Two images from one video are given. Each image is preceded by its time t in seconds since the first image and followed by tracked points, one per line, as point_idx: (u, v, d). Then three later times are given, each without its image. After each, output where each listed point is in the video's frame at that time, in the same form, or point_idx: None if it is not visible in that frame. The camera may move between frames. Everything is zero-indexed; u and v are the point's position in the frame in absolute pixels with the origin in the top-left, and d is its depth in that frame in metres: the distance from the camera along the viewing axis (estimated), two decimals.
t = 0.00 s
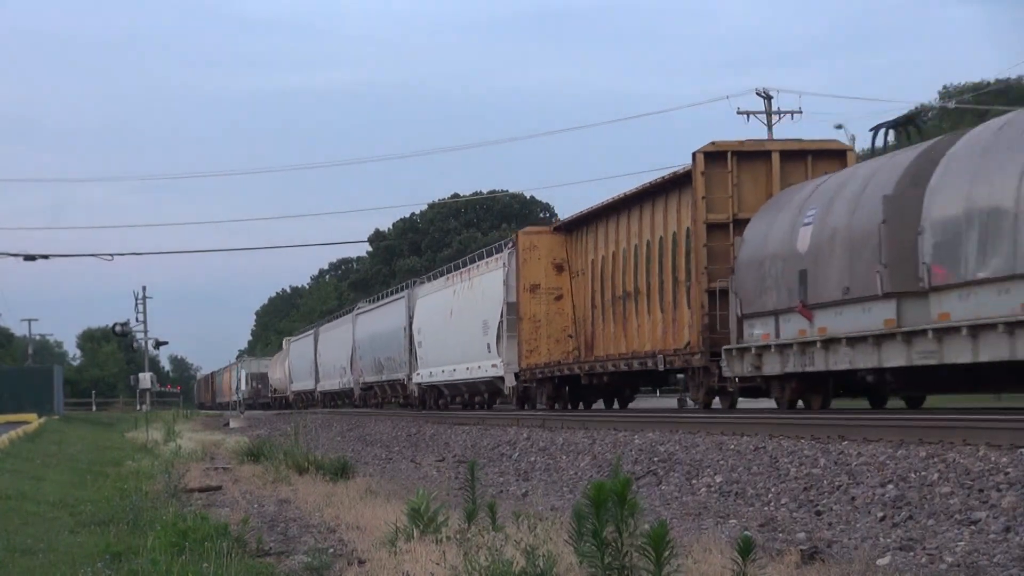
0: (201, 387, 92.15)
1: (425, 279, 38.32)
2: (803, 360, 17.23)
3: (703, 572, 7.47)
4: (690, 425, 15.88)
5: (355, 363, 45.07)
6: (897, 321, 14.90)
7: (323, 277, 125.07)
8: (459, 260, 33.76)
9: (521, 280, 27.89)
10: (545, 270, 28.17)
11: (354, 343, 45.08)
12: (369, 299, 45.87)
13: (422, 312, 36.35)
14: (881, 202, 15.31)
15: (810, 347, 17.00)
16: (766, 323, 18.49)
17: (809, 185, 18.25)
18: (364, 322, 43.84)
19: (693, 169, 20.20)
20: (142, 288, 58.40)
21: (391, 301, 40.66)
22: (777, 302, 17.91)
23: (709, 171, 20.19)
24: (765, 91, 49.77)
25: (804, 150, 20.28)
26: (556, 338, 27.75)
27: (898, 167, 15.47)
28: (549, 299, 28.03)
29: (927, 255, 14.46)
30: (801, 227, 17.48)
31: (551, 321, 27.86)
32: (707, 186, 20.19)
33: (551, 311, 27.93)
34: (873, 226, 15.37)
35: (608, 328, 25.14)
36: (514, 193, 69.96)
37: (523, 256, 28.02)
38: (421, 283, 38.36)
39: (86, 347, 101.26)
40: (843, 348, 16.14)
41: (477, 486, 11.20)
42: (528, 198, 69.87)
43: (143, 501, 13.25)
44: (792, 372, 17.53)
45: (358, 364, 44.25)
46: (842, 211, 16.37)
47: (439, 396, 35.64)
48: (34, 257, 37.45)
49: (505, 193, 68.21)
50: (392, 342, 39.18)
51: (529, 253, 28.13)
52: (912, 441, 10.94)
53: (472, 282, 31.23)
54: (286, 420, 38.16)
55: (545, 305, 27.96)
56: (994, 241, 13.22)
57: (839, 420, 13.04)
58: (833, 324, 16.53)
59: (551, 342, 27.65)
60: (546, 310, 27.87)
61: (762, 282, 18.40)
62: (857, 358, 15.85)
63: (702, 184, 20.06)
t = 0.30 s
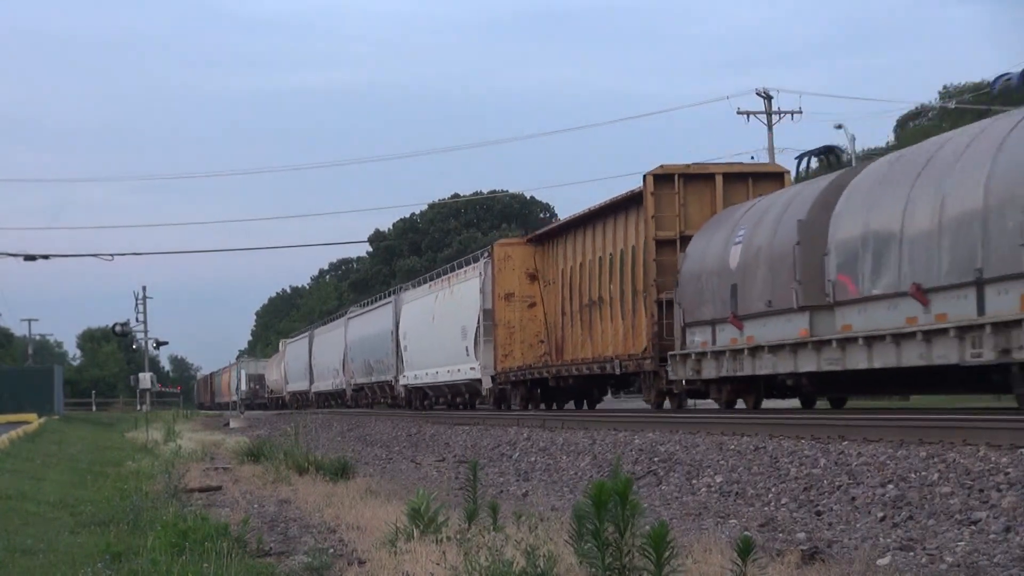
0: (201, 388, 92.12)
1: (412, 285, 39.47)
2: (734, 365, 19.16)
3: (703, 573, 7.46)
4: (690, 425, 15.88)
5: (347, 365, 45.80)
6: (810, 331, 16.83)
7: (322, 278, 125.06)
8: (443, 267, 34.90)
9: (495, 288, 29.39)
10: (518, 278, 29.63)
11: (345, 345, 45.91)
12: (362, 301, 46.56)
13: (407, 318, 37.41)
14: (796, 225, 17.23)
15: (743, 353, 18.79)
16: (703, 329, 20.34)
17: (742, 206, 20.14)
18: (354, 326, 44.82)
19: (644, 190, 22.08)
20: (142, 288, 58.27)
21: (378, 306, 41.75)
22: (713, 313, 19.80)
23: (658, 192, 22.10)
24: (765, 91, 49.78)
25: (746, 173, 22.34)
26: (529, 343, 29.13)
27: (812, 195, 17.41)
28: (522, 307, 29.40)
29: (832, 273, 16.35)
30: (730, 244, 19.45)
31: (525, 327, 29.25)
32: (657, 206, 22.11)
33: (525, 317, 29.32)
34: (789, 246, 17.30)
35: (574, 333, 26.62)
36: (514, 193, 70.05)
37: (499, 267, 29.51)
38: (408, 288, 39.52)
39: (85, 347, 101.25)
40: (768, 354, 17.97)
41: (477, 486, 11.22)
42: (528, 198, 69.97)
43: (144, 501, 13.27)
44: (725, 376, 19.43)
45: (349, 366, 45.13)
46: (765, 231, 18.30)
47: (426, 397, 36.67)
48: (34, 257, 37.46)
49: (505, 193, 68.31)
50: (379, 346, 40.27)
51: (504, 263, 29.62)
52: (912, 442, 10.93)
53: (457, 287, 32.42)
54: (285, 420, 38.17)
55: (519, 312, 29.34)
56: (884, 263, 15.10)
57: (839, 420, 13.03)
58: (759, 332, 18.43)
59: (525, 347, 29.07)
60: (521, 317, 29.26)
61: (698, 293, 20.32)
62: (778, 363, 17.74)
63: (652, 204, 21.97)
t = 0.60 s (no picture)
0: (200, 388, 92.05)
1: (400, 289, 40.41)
2: (677, 369, 20.74)
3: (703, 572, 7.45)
4: (690, 425, 15.88)
5: (340, 366, 46.34)
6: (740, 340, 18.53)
7: (322, 278, 125.07)
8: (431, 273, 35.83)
9: (474, 295, 30.65)
10: (496, 286, 30.83)
11: (338, 346, 46.57)
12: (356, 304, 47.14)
13: (394, 321, 38.43)
14: (729, 244, 18.98)
15: (685, 357, 20.35)
16: (649, 337, 21.96)
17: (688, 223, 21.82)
18: (346, 329, 45.64)
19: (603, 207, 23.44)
20: (142, 288, 58.43)
21: (369, 310, 42.63)
22: (659, 321, 21.37)
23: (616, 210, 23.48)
24: (766, 91, 49.79)
25: (698, 193, 23.65)
26: (506, 346, 30.39)
27: (744, 217, 19.16)
28: (499, 312, 30.62)
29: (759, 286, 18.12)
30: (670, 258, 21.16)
31: (502, 331, 30.47)
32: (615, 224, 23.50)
33: (502, 321, 30.54)
34: (721, 263, 19.03)
35: (545, 337, 27.79)
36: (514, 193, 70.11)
37: (477, 274, 30.75)
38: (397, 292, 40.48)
39: (85, 347, 101.23)
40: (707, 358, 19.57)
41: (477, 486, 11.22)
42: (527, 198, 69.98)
43: (144, 501, 13.28)
44: (670, 379, 20.97)
45: (342, 367, 45.78)
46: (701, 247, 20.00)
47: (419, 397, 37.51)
48: (34, 257, 37.45)
49: (505, 193, 68.34)
50: (370, 349, 41.16)
51: (482, 271, 30.80)
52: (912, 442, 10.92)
53: (442, 291, 33.55)
54: (285, 420, 38.19)
55: (496, 317, 30.55)
56: (799, 280, 16.90)
57: (838, 421, 13.03)
58: (698, 339, 20.03)
59: (502, 350, 30.33)
60: (498, 322, 30.50)
61: (645, 304, 21.94)
62: (714, 367, 19.40)
63: (610, 221, 23.35)
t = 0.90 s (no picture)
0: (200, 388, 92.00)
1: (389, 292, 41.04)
2: (631, 371, 22.25)
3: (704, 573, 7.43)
4: (690, 425, 15.89)
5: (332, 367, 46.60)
6: (684, 346, 20.18)
7: (322, 278, 125.07)
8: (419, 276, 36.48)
9: (454, 302, 31.61)
10: (477, 293, 31.76)
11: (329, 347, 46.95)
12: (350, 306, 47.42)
13: (384, 325, 38.85)
14: (673, 259, 20.71)
15: (637, 362, 21.90)
16: (605, 344, 23.49)
17: (642, 238, 23.44)
18: (337, 330, 46.10)
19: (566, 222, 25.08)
20: (142, 288, 58.47)
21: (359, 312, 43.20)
22: (615, 328, 22.84)
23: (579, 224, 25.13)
24: (766, 91, 49.81)
25: (655, 209, 25.24)
26: (486, 349, 31.33)
27: (687, 233, 20.90)
28: (479, 317, 31.51)
29: (702, 297, 19.81)
30: (623, 271, 22.72)
31: (481, 335, 31.41)
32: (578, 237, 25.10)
33: (481, 326, 31.46)
34: (667, 276, 20.70)
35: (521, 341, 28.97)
36: (514, 194, 70.10)
37: (458, 281, 31.73)
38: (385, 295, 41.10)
39: (85, 347, 101.21)
40: (655, 364, 21.26)
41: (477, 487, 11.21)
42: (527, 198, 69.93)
43: (145, 501, 13.29)
44: (625, 381, 22.58)
45: (333, 368, 46.14)
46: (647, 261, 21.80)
47: (408, 398, 38.04)
48: (34, 257, 37.42)
49: (505, 193, 68.30)
50: (360, 351, 41.72)
51: (463, 279, 31.78)
52: (913, 442, 10.92)
53: (430, 295, 34.04)
54: (284, 420, 38.19)
55: (476, 323, 31.45)
56: (734, 292, 18.67)
57: (838, 421, 13.03)
58: (648, 346, 21.63)
59: (483, 353, 31.30)
60: (478, 327, 31.42)
61: (603, 313, 23.52)
62: (661, 372, 21.05)
63: (573, 235, 24.95)
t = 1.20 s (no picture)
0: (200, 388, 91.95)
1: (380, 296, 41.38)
2: (592, 374, 23.60)
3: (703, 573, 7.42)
4: (690, 425, 15.89)
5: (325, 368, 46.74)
6: (637, 352, 21.61)
7: (322, 278, 125.06)
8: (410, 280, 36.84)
9: (438, 308, 32.27)
10: (460, 298, 32.33)
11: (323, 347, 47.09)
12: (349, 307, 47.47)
13: (374, 328, 39.13)
14: (627, 271, 22.10)
15: (597, 366, 23.21)
16: (570, 348, 24.82)
17: (604, 251, 24.82)
18: (330, 332, 46.31)
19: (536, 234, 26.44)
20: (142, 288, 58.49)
21: (351, 315, 43.50)
22: (578, 335, 24.20)
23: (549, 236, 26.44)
24: (767, 91, 49.76)
25: (619, 222, 26.54)
26: (468, 352, 31.85)
27: (639, 248, 22.40)
28: (462, 321, 32.08)
29: (654, 307, 21.19)
30: (582, 282, 24.08)
31: (464, 338, 31.96)
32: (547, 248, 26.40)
33: (464, 329, 32.02)
34: (622, 287, 22.09)
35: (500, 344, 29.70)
36: (514, 194, 70.08)
37: (442, 287, 32.40)
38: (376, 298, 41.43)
39: (86, 348, 101.16)
40: (611, 368, 22.67)
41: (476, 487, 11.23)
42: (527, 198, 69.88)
43: (145, 501, 13.30)
44: (587, 383, 23.94)
45: (326, 369, 46.33)
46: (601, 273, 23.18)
47: (397, 400, 38.32)
48: (34, 257, 37.40)
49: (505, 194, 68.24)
50: (351, 353, 42.05)
51: (447, 284, 32.41)
52: (913, 442, 10.91)
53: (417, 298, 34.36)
54: (283, 420, 38.18)
55: (459, 326, 32.03)
56: (680, 302, 20.09)
57: (839, 421, 13.03)
58: (607, 351, 22.94)
59: (465, 356, 31.82)
60: (461, 331, 31.99)
61: (566, 320, 24.92)
62: (619, 376, 22.38)
63: (542, 246, 26.26)
